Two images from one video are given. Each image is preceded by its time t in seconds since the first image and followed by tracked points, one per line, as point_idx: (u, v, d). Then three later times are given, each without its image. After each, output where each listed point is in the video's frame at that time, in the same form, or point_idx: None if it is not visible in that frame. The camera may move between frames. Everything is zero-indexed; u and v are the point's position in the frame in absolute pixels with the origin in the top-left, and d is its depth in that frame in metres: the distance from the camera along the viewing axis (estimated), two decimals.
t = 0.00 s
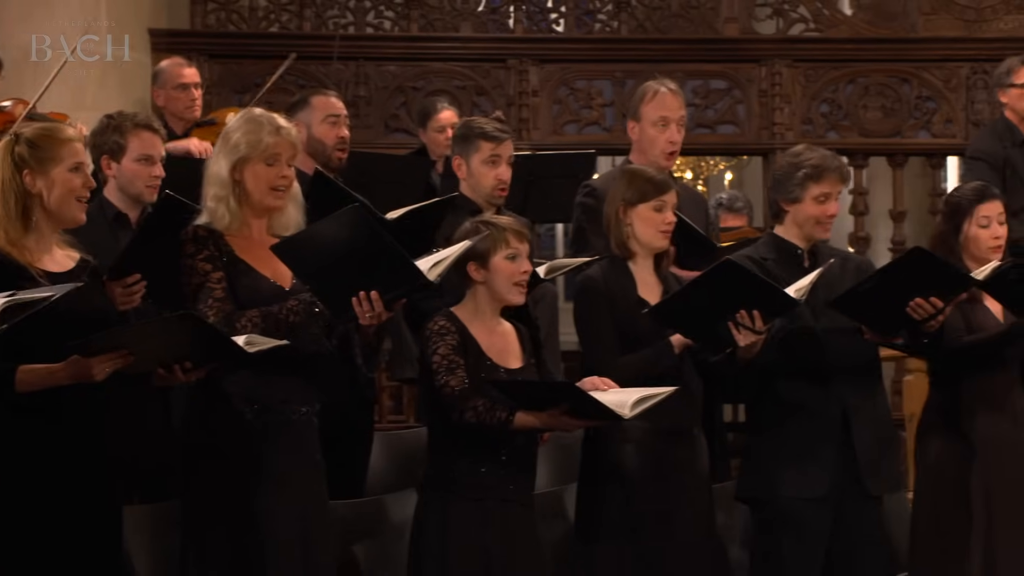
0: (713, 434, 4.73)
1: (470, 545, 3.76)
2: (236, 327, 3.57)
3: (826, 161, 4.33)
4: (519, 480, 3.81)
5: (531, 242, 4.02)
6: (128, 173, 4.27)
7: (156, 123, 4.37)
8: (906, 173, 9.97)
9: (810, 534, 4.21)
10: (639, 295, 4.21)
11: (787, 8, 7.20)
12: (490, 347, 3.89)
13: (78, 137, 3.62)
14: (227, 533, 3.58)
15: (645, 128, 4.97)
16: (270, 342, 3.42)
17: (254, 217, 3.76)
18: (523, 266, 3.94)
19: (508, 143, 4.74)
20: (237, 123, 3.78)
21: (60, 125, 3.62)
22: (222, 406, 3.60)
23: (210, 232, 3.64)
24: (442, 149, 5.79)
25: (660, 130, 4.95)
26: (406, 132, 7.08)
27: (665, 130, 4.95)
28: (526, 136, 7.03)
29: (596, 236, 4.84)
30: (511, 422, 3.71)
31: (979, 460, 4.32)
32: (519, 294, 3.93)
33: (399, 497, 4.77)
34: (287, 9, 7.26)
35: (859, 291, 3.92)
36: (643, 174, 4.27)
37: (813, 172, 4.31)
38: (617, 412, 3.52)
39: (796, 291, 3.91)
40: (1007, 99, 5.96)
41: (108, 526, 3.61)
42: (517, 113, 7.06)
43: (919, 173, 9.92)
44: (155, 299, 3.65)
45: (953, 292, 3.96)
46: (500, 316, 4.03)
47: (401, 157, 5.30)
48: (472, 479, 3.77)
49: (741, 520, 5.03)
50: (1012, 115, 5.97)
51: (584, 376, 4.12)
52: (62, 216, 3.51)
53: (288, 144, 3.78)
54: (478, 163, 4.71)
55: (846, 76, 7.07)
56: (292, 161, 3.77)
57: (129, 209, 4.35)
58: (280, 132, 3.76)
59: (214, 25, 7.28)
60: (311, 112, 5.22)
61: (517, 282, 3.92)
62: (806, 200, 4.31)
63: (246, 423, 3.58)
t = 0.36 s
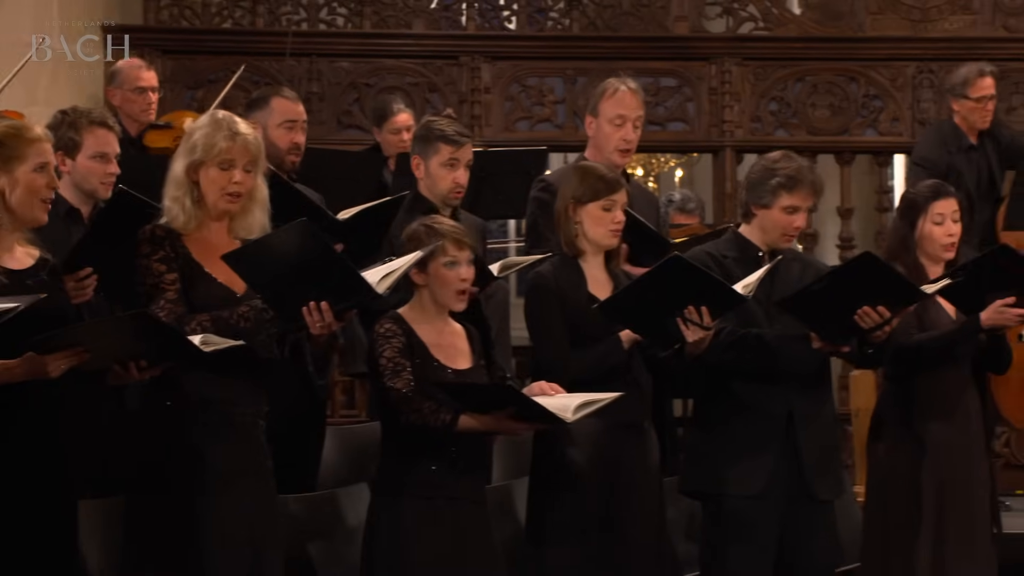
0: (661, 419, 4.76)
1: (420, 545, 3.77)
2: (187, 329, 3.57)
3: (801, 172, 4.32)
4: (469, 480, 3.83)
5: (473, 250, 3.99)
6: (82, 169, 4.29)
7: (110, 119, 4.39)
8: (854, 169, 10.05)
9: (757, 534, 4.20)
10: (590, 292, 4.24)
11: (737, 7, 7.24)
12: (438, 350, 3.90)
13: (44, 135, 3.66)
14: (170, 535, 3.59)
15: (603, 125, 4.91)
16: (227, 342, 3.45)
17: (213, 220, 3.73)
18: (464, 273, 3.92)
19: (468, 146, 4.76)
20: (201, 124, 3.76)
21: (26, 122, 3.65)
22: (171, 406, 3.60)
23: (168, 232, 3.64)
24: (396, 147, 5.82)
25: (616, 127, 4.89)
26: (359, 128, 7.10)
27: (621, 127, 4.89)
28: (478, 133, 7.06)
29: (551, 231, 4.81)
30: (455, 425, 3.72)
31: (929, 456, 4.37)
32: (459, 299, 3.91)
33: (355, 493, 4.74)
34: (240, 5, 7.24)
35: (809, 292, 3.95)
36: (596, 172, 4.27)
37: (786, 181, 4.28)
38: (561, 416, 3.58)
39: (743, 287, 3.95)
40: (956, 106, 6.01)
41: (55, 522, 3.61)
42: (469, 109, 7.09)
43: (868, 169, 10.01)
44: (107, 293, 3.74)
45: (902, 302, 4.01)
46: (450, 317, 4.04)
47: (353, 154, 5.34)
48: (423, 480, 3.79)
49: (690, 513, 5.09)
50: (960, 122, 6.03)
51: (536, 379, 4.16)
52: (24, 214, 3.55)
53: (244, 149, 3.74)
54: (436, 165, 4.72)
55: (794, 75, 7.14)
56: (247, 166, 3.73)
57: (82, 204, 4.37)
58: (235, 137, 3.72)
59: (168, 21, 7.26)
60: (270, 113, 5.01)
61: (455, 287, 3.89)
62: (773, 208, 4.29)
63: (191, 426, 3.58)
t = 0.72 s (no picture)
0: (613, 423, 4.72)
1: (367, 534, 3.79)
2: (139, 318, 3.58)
3: (749, 162, 4.38)
4: (416, 470, 3.85)
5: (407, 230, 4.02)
6: (31, 164, 4.28)
7: (57, 112, 4.37)
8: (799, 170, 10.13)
9: (704, 530, 4.24)
10: (541, 287, 4.23)
11: (684, 6, 7.29)
12: (384, 342, 3.90)
13: None
14: (116, 522, 3.59)
15: (555, 122, 4.95)
16: (182, 326, 3.43)
17: (166, 213, 3.76)
18: (400, 253, 3.94)
19: (419, 136, 4.81)
20: (152, 117, 3.75)
21: None
22: (126, 395, 3.64)
23: (119, 224, 3.67)
24: (345, 140, 5.83)
25: (568, 125, 4.93)
26: (309, 125, 7.11)
27: (573, 125, 4.93)
28: (427, 131, 7.08)
29: (498, 226, 4.84)
30: (395, 410, 3.77)
31: (878, 450, 4.41)
32: (399, 283, 3.94)
33: (302, 491, 4.80)
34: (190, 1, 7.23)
35: (751, 282, 4.02)
36: (542, 166, 4.29)
37: (734, 172, 4.35)
38: (499, 397, 3.64)
39: (693, 283, 4.01)
40: (887, 101, 6.09)
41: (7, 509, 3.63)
42: (418, 107, 7.10)
43: (813, 168, 10.09)
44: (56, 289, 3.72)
45: (844, 293, 4.07)
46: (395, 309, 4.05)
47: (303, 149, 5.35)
48: (371, 470, 3.81)
49: (637, 509, 5.10)
50: (895, 115, 6.09)
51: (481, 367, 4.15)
52: None
53: (202, 140, 3.78)
54: (389, 156, 4.75)
55: (740, 74, 7.21)
56: (206, 157, 3.77)
57: (29, 199, 4.37)
58: (195, 127, 3.76)
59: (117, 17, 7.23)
60: (215, 112, 5.07)
61: (395, 269, 3.92)
62: (722, 199, 4.33)
63: (144, 414, 3.61)
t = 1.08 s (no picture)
0: (560, 415, 4.76)
1: (316, 524, 3.81)
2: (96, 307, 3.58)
3: (680, 153, 4.44)
4: (364, 459, 3.88)
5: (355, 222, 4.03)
6: None
7: None
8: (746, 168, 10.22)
9: (652, 522, 4.27)
10: (490, 284, 4.25)
11: (633, 6, 7.33)
12: (331, 330, 3.94)
13: None
14: (84, 520, 3.61)
15: (505, 121, 4.98)
16: (135, 313, 3.45)
17: (116, 204, 3.75)
18: (349, 244, 3.97)
19: (371, 129, 4.83)
20: (98, 110, 3.77)
21: None
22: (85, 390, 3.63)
23: (69, 218, 3.68)
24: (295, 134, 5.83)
25: (518, 124, 4.96)
26: (259, 122, 7.10)
27: (523, 124, 4.96)
28: (378, 128, 7.09)
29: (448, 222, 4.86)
30: (343, 393, 3.79)
31: (825, 441, 4.46)
32: (347, 271, 3.97)
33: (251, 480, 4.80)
34: None
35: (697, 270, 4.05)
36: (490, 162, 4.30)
37: (666, 162, 4.41)
38: (449, 376, 3.71)
39: (641, 278, 4.04)
40: (843, 107, 6.11)
41: None
42: (369, 104, 7.12)
43: (760, 166, 10.17)
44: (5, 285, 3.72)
45: (789, 278, 4.09)
46: (343, 302, 4.08)
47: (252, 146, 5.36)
48: (317, 459, 3.82)
49: (586, 505, 5.13)
50: (847, 119, 6.14)
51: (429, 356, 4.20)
52: None
53: (149, 131, 3.79)
54: (342, 148, 4.78)
55: (688, 73, 7.26)
56: (154, 147, 3.78)
57: None
58: (143, 118, 3.77)
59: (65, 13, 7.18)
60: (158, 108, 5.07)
61: (343, 258, 3.95)
62: (659, 190, 4.38)
63: (100, 406, 3.62)
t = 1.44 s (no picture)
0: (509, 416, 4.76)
1: (266, 520, 3.81)
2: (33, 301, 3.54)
3: (626, 151, 4.46)
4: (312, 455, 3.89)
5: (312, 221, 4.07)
6: None
7: None
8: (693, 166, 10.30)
9: (595, 517, 4.26)
10: (437, 282, 4.26)
11: (580, 5, 7.34)
12: (278, 324, 3.96)
13: None
14: (35, 516, 3.61)
15: (451, 120, 5.00)
16: (76, 299, 3.49)
17: (66, 200, 3.76)
18: (302, 242, 3.99)
19: (320, 124, 4.86)
20: (49, 105, 3.74)
21: None
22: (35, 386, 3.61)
23: (19, 214, 3.67)
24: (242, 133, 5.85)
25: (463, 123, 4.99)
26: (207, 119, 7.09)
27: (468, 123, 4.98)
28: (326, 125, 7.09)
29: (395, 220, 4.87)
30: (298, 392, 3.80)
31: (770, 437, 4.49)
32: (301, 267, 3.99)
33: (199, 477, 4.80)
34: None
35: (647, 270, 4.09)
36: (438, 161, 4.30)
37: (613, 160, 4.43)
38: (404, 372, 3.70)
39: (589, 276, 4.04)
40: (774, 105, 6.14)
41: None
42: (317, 102, 7.13)
43: (705, 164, 10.25)
44: None
45: (737, 275, 4.15)
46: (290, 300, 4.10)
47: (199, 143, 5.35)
48: (268, 455, 3.82)
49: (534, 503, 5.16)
50: (779, 120, 6.18)
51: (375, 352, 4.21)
52: None
53: (101, 130, 3.78)
54: (291, 143, 4.81)
55: (635, 72, 7.31)
56: (105, 146, 3.77)
57: None
58: (95, 117, 3.76)
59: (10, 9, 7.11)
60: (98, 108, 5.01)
61: (295, 255, 3.97)
62: (605, 187, 4.40)
63: (53, 402, 3.60)
